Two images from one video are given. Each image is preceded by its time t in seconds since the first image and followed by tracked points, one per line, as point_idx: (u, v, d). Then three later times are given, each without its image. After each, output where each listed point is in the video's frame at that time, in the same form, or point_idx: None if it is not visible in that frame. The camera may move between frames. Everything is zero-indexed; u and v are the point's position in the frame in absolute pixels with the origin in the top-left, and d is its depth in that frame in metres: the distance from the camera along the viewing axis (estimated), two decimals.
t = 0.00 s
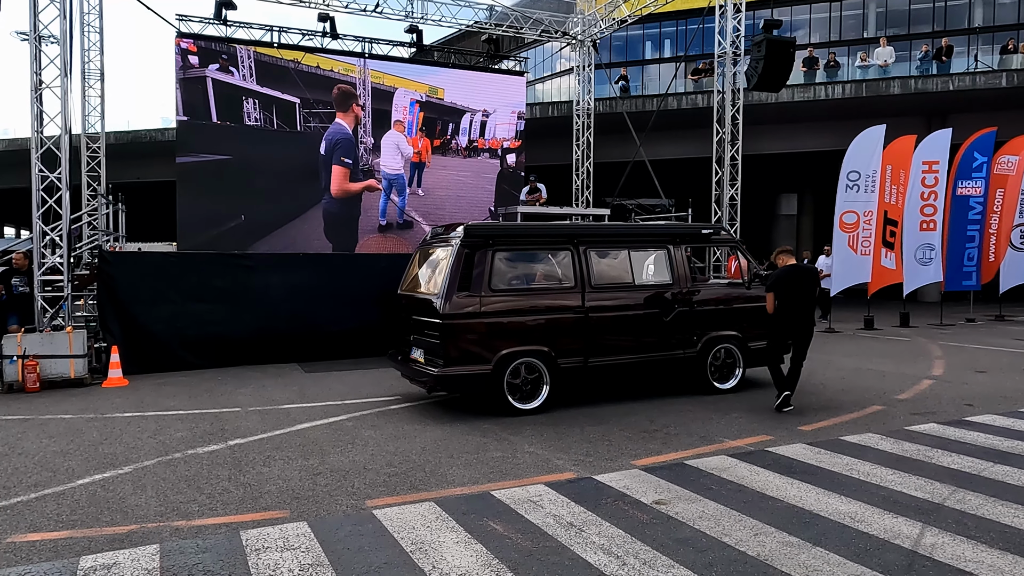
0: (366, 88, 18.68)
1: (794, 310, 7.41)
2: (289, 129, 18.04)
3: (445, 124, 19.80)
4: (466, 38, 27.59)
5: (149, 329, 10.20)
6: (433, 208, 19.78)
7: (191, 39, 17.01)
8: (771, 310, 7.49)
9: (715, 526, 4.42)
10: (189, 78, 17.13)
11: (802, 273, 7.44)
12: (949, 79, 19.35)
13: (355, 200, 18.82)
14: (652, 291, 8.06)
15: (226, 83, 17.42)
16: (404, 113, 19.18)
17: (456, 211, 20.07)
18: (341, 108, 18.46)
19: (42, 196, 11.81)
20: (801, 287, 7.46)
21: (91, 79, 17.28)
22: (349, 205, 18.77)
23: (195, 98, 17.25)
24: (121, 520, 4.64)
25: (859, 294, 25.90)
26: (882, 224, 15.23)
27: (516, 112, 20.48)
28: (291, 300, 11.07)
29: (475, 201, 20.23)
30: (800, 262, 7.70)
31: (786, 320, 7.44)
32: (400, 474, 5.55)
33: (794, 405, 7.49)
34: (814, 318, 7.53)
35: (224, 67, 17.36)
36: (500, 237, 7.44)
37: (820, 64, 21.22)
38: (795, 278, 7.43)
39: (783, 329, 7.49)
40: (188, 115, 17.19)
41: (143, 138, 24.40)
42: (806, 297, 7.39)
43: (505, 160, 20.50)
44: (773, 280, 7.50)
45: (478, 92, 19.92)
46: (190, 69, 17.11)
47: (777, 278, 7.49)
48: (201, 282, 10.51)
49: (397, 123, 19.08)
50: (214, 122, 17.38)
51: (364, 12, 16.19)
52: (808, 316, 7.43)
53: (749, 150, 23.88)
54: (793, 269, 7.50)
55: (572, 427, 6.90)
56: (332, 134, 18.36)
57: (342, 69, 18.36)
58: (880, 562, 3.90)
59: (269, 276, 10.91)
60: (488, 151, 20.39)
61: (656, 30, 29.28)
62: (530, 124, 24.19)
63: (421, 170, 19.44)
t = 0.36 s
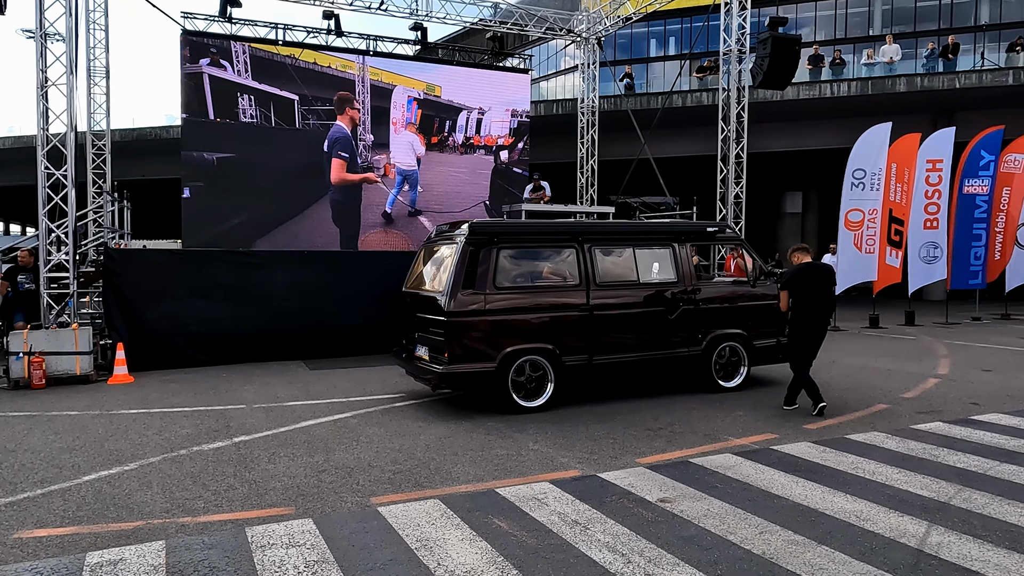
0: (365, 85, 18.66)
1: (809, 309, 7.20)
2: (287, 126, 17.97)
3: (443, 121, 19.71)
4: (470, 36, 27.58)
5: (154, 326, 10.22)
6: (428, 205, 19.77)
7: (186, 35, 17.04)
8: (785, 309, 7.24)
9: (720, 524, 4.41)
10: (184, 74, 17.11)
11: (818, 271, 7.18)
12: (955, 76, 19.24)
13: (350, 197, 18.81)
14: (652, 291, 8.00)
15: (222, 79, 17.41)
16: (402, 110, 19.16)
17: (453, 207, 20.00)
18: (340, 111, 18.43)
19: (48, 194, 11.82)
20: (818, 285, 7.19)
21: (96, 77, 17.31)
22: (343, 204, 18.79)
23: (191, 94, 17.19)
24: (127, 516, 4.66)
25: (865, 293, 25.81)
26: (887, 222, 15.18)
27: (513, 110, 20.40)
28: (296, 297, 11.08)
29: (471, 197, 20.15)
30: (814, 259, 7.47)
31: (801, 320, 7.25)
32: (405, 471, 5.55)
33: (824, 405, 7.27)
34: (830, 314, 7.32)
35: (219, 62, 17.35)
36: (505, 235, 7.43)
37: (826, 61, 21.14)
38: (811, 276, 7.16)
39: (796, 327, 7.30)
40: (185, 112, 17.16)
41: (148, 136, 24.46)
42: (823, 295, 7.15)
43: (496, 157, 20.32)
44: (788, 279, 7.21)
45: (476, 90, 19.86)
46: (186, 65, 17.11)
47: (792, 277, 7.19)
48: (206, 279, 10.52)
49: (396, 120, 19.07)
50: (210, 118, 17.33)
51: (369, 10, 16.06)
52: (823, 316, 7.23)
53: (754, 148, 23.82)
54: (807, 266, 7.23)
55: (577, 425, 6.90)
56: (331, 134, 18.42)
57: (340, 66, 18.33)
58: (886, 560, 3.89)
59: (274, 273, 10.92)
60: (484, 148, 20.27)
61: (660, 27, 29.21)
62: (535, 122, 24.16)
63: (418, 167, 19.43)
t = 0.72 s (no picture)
0: (351, 80, 18.61)
1: (827, 308, 7.08)
2: (268, 121, 17.93)
3: (429, 118, 19.64)
4: (475, 34, 27.59)
5: (160, 323, 10.23)
6: (414, 201, 19.59)
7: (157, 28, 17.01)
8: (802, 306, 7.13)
9: (730, 521, 4.40)
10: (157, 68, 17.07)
11: (837, 267, 7.10)
12: (962, 75, 19.19)
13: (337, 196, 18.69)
14: (650, 290, 7.94)
15: (196, 72, 17.34)
16: (387, 106, 18.97)
17: (437, 200, 19.84)
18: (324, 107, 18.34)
19: (55, 191, 11.81)
20: (837, 283, 7.08)
21: (102, 75, 17.33)
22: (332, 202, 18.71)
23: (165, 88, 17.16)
24: (135, 512, 4.66)
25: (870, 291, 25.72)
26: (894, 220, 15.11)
27: (492, 108, 20.40)
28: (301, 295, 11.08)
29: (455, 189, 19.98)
30: (834, 255, 7.39)
31: (818, 318, 7.13)
32: (412, 468, 5.54)
33: (835, 408, 7.17)
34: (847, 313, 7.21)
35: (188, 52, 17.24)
36: (511, 232, 7.44)
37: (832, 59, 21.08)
38: (830, 273, 7.07)
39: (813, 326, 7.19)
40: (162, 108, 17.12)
41: (153, 134, 24.53)
42: (842, 293, 7.04)
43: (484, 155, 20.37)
44: (807, 277, 7.10)
45: (460, 88, 19.82)
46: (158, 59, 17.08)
47: (809, 275, 7.09)
48: (211, 276, 10.53)
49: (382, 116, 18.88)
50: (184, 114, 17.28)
51: (375, 7, 16.09)
52: (841, 315, 7.11)
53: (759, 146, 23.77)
54: (826, 264, 7.14)
55: (584, 423, 6.88)
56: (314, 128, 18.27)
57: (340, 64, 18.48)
58: (898, 558, 3.86)
59: (280, 271, 10.92)
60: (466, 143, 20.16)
61: (665, 26, 29.17)
62: (539, 120, 24.14)
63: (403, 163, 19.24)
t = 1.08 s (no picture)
0: (327, 75, 18.32)
1: (842, 308, 7.03)
2: (232, 115, 17.45)
3: (407, 116, 19.48)
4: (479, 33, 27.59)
5: (163, 322, 10.24)
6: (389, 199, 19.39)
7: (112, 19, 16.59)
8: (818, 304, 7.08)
9: (736, 520, 4.39)
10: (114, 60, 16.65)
11: (853, 267, 7.09)
12: (967, 73, 19.14)
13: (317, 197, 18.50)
14: (647, 290, 7.89)
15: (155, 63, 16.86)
16: (364, 103, 18.81)
17: (414, 194, 19.61)
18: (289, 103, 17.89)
19: (60, 189, 11.83)
20: (853, 281, 7.01)
21: (105, 73, 17.35)
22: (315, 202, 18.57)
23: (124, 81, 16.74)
24: (141, 510, 4.67)
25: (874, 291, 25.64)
26: (900, 220, 15.04)
27: (464, 108, 20.08)
28: (305, 293, 11.08)
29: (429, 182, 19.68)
30: (851, 256, 7.31)
31: (832, 318, 7.08)
32: (417, 466, 5.55)
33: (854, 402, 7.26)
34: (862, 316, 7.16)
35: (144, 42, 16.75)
36: (517, 231, 7.43)
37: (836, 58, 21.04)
38: (845, 272, 7.05)
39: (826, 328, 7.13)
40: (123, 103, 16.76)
41: (157, 133, 24.58)
42: (858, 293, 6.99)
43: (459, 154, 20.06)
44: (822, 275, 7.06)
45: (436, 86, 19.59)
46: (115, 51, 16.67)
47: (824, 273, 7.06)
48: (215, 275, 10.54)
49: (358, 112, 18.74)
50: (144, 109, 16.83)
51: (378, 6, 16.13)
52: (856, 318, 7.05)
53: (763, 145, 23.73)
54: (841, 263, 7.11)
55: (589, 422, 6.88)
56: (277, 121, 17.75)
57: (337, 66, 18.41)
58: (904, 557, 3.86)
59: (284, 270, 10.94)
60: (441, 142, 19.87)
61: (668, 25, 29.17)
62: (543, 120, 24.13)
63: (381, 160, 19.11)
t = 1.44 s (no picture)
0: (301, 70, 18.12)
1: (857, 309, 6.79)
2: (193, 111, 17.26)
3: (386, 114, 19.27)
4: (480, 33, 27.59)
5: (165, 322, 10.25)
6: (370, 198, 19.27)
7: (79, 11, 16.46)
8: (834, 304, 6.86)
9: (737, 521, 4.39)
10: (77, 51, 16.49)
11: (870, 266, 6.84)
12: (969, 73, 19.10)
13: (296, 199, 18.42)
14: (643, 290, 7.86)
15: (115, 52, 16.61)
16: (342, 100, 18.67)
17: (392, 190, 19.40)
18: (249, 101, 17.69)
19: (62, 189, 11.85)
20: (869, 280, 6.79)
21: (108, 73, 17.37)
22: (296, 203, 18.51)
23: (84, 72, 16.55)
24: (143, 510, 4.68)
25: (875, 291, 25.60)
26: (902, 219, 15.00)
27: (440, 108, 19.82)
28: (305, 293, 11.09)
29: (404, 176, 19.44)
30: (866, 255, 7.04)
31: (845, 319, 6.88)
32: (418, 466, 5.55)
33: (890, 416, 6.84)
34: (880, 317, 6.90)
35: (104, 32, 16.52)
36: (518, 231, 7.43)
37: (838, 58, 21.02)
38: (862, 271, 6.80)
39: (839, 328, 6.94)
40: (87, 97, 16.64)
41: (159, 132, 24.60)
42: (873, 294, 6.75)
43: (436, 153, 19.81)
44: (836, 274, 6.87)
45: (415, 84, 19.42)
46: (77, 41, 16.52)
47: (838, 272, 6.87)
48: (216, 275, 10.55)
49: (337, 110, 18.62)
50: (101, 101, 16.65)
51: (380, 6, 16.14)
52: (872, 320, 6.79)
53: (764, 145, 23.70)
54: (856, 263, 6.90)
55: (589, 422, 6.87)
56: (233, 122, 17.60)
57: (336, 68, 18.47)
58: (904, 558, 3.86)
59: (284, 269, 10.95)
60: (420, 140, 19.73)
61: (670, 25, 29.15)
62: (544, 119, 24.10)
63: (361, 159, 18.96)
